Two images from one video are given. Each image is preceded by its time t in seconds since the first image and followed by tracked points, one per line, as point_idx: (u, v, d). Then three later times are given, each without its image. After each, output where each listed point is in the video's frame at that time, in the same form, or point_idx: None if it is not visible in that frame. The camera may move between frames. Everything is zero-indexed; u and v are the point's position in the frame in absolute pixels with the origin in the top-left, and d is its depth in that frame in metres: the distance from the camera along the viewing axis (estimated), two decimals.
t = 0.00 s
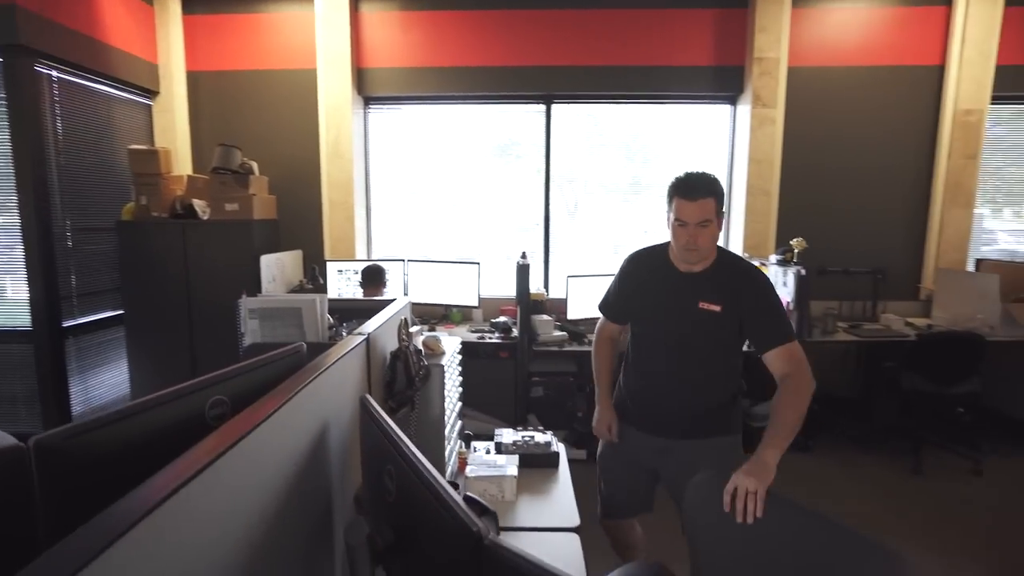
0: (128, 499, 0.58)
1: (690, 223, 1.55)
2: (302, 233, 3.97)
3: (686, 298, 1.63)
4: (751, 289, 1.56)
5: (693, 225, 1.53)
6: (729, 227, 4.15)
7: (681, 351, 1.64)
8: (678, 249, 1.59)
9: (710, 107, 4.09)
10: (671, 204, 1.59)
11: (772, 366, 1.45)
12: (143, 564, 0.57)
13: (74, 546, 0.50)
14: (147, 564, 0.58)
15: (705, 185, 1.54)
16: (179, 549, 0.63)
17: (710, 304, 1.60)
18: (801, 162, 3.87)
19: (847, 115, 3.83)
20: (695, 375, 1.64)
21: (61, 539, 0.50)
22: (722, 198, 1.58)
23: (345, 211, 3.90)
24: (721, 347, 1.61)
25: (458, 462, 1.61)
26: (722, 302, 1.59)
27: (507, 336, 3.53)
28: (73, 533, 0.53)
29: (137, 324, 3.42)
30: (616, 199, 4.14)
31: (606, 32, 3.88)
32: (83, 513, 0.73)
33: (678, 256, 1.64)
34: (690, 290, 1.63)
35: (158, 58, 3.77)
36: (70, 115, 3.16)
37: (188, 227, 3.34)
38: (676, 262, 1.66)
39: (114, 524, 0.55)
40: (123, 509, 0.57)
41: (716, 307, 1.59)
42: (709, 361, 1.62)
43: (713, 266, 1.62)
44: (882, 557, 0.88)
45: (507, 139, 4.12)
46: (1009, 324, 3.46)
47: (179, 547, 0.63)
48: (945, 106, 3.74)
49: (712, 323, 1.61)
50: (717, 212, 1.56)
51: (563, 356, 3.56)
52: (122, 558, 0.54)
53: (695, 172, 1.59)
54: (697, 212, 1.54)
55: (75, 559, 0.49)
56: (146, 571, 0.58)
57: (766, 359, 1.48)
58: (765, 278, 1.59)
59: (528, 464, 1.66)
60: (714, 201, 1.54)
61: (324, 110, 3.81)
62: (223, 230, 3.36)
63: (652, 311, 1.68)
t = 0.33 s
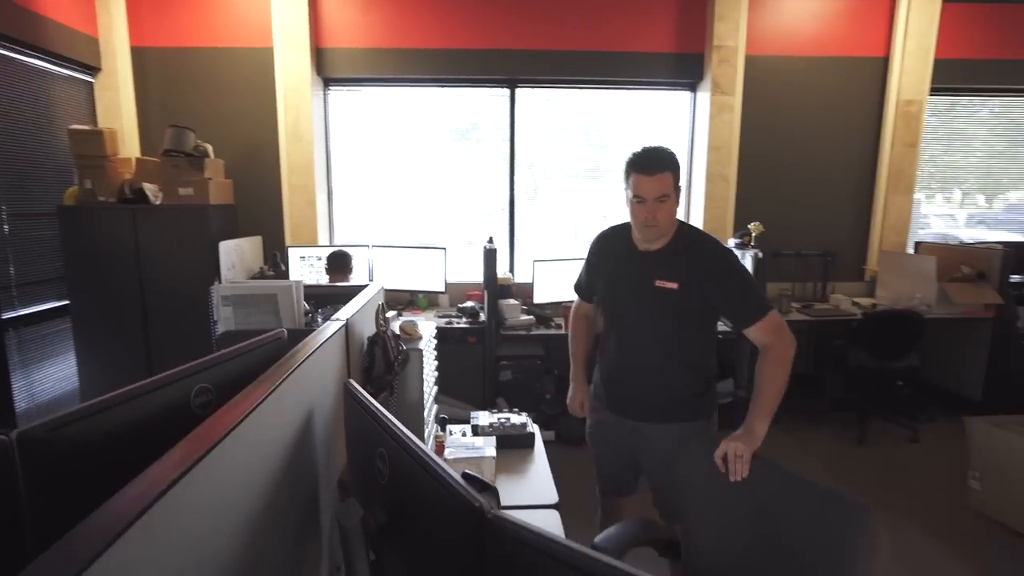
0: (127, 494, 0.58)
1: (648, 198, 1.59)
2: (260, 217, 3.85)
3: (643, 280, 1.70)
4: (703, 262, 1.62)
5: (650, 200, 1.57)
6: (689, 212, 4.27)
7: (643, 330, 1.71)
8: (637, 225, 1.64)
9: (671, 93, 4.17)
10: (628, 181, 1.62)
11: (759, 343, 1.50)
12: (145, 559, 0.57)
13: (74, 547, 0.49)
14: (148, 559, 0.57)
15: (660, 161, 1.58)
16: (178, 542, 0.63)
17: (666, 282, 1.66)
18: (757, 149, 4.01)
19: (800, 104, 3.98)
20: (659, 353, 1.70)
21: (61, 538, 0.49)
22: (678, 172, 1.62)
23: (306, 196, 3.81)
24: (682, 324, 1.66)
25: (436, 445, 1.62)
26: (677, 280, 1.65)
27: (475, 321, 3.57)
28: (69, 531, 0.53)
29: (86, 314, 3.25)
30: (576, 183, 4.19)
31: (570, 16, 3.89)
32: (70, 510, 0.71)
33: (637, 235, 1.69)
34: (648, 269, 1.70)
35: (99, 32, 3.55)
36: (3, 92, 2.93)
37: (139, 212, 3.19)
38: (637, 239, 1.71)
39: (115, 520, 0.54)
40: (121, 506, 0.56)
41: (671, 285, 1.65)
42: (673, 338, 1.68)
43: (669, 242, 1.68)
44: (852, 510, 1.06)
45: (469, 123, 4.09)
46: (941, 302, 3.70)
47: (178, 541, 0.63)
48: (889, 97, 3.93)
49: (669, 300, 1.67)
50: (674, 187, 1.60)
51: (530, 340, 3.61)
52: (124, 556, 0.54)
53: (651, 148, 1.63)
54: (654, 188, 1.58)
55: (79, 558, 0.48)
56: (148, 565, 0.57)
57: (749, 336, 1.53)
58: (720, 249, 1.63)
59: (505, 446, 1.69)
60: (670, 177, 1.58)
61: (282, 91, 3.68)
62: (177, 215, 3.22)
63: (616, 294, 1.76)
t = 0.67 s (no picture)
0: (125, 485, 0.57)
1: (592, 181, 1.58)
2: (220, 203, 3.73)
3: (599, 262, 1.67)
4: (657, 239, 1.65)
5: (594, 184, 1.56)
6: (654, 198, 4.36)
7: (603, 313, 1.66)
8: (584, 210, 1.63)
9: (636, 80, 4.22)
10: (570, 164, 1.60)
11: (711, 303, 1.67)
12: (146, 550, 0.57)
13: (75, 540, 0.49)
14: (150, 549, 0.57)
15: (600, 142, 1.56)
16: (176, 532, 0.63)
17: (622, 260, 1.64)
18: (719, 136, 4.11)
19: (760, 92, 4.09)
20: (621, 335, 1.65)
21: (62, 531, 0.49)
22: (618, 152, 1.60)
23: (269, 181, 3.71)
24: (641, 302, 1.64)
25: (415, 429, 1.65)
26: (633, 257, 1.64)
27: (446, 306, 3.58)
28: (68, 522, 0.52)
29: (36, 305, 3.10)
30: (541, 168, 4.21)
31: None
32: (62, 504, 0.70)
33: (584, 219, 1.68)
34: (603, 249, 1.67)
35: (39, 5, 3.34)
36: None
37: (91, 198, 3.04)
38: (583, 223, 1.70)
39: (115, 512, 0.54)
40: (119, 497, 0.56)
41: (627, 263, 1.64)
42: (634, 318, 1.64)
43: (620, 221, 1.68)
44: (821, 452, 1.31)
45: (435, 107, 4.05)
46: (890, 282, 3.89)
47: (175, 530, 0.63)
48: (844, 86, 4.08)
49: (626, 278, 1.65)
50: (616, 167, 1.59)
51: (501, 325, 3.64)
52: (127, 547, 0.54)
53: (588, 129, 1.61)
54: (597, 171, 1.57)
55: (83, 551, 0.48)
56: (149, 556, 0.58)
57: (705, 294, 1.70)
58: (672, 226, 1.67)
59: (483, 429, 1.71)
60: (611, 158, 1.57)
61: (241, 72, 3.56)
62: (133, 201, 3.10)
63: (572, 282, 1.71)
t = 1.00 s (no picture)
0: (116, 477, 0.57)
1: (553, 173, 1.52)
2: (182, 191, 3.61)
3: (568, 250, 1.65)
4: (623, 223, 1.66)
5: (556, 176, 1.50)
6: (624, 184, 4.42)
7: (579, 302, 1.65)
8: (546, 200, 1.59)
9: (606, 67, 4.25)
10: (529, 151, 1.53)
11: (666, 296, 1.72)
12: (141, 540, 0.57)
13: (74, 529, 0.49)
14: (146, 537, 0.58)
15: (559, 132, 1.47)
16: (169, 520, 0.63)
17: (593, 243, 1.64)
18: (687, 124, 4.18)
19: (726, 80, 4.16)
20: (598, 321, 1.65)
21: (59, 521, 0.49)
22: (579, 139, 1.52)
23: (234, 167, 3.61)
24: (615, 287, 1.66)
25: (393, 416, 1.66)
26: (602, 240, 1.64)
27: (418, 294, 3.58)
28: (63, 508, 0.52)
29: None
30: (508, 154, 4.20)
31: None
32: (49, 497, 0.70)
33: (545, 207, 1.64)
34: (572, 235, 1.65)
35: None
36: None
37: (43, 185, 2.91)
38: (544, 209, 1.65)
39: (110, 501, 0.54)
40: (113, 487, 0.56)
41: (598, 247, 1.64)
42: (610, 303, 1.65)
43: (585, 205, 1.66)
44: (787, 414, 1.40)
45: (401, 91, 3.99)
46: (847, 266, 4.06)
47: (168, 517, 0.63)
48: (804, 75, 4.19)
49: (598, 262, 1.65)
50: (577, 156, 1.52)
51: (474, 312, 3.66)
52: (124, 534, 0.54)
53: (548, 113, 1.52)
54: (559, 162, 1.51)
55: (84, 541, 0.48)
56: (145, 544, 0.58)
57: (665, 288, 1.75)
58: (636, 208, 1.69)
59: (461, 414, 1.73)
60: (572, 149, 1.49)
61: (201, 54, 3.44)
62: (89, 189, 2.98)
63: (543, 273, 1.67)
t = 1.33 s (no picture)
0: (111, 468, 0.58)
1: (542, 189, 1.31)
2: (149, 181, 3.51)
3: (555, 263, 1.46)
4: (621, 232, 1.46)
5: (546, 194, 1.30)
6: (599, 173, 4.46)
7: (568, 320, 1.46)
8: (534, 218, 1.38)
9: (580, 56, 4.27)
10: (515, 162, 1.32)
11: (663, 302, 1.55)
12: (137, 529, 0.58)
13: (70, 523, 0.49)
14: (141, 527, 0.59)
15: (549, 142, 1.27)
16: (161, 512, 0.64)
17: (584, 259, 1.44)
18: (661, 114, 4.24)
19: (698, 70, 4.23)
20: (589, 343, 1.47)
21: (54, 514, 0.49)
22: (571, 147, 1.33)
23: (204, 156, 3.56)
24: (608, 305, 1.46)
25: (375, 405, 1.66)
26: (593, 255, 1.45)
27: (395, 284, 3.57)
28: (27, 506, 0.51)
29: None
30: (481, 142, 4.19)
31: None
32: (37, 487, 0.70)
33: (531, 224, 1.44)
34: (559, 248, 1.45)
35: None
36: None
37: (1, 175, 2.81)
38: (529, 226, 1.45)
39: (105, 494, 0.55)
40: (106, 480, 0.57)
41: (590, 262, 1.44)
42: (602, 324, 1.47)
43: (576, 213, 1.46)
44: (762, 395, 1.47)
45: (373, 78, 3.94)
46: (814, 252, 4.18)
47: (160, 509, 0.64)
48: (773, 66, 4.29)
49: (588, 277, 1.45)
50: (569, 168, 1.32)
51: (452, 301, 3.67)
52: (120, 526, 0.55)
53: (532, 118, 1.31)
54: (550, 178, 1.31)
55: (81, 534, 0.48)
56: (141, 532, 0.59)
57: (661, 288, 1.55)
58: (633, 216, 1.50)
59: (441, 402, 1.76)
60: (564, 161, 1.30)
61: (166, 40, 3.36)
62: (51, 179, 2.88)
63: (528, 285, 1.47)
